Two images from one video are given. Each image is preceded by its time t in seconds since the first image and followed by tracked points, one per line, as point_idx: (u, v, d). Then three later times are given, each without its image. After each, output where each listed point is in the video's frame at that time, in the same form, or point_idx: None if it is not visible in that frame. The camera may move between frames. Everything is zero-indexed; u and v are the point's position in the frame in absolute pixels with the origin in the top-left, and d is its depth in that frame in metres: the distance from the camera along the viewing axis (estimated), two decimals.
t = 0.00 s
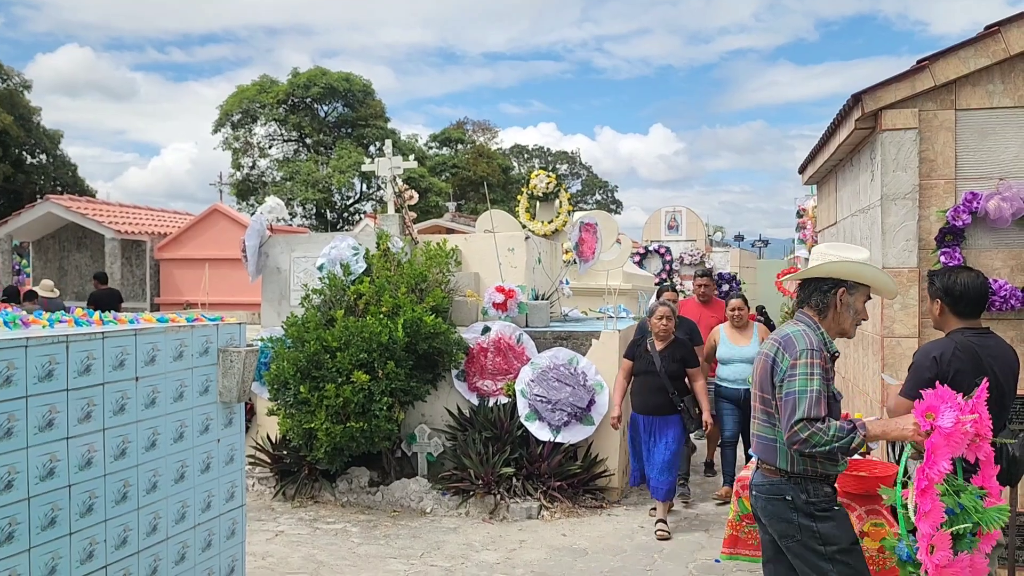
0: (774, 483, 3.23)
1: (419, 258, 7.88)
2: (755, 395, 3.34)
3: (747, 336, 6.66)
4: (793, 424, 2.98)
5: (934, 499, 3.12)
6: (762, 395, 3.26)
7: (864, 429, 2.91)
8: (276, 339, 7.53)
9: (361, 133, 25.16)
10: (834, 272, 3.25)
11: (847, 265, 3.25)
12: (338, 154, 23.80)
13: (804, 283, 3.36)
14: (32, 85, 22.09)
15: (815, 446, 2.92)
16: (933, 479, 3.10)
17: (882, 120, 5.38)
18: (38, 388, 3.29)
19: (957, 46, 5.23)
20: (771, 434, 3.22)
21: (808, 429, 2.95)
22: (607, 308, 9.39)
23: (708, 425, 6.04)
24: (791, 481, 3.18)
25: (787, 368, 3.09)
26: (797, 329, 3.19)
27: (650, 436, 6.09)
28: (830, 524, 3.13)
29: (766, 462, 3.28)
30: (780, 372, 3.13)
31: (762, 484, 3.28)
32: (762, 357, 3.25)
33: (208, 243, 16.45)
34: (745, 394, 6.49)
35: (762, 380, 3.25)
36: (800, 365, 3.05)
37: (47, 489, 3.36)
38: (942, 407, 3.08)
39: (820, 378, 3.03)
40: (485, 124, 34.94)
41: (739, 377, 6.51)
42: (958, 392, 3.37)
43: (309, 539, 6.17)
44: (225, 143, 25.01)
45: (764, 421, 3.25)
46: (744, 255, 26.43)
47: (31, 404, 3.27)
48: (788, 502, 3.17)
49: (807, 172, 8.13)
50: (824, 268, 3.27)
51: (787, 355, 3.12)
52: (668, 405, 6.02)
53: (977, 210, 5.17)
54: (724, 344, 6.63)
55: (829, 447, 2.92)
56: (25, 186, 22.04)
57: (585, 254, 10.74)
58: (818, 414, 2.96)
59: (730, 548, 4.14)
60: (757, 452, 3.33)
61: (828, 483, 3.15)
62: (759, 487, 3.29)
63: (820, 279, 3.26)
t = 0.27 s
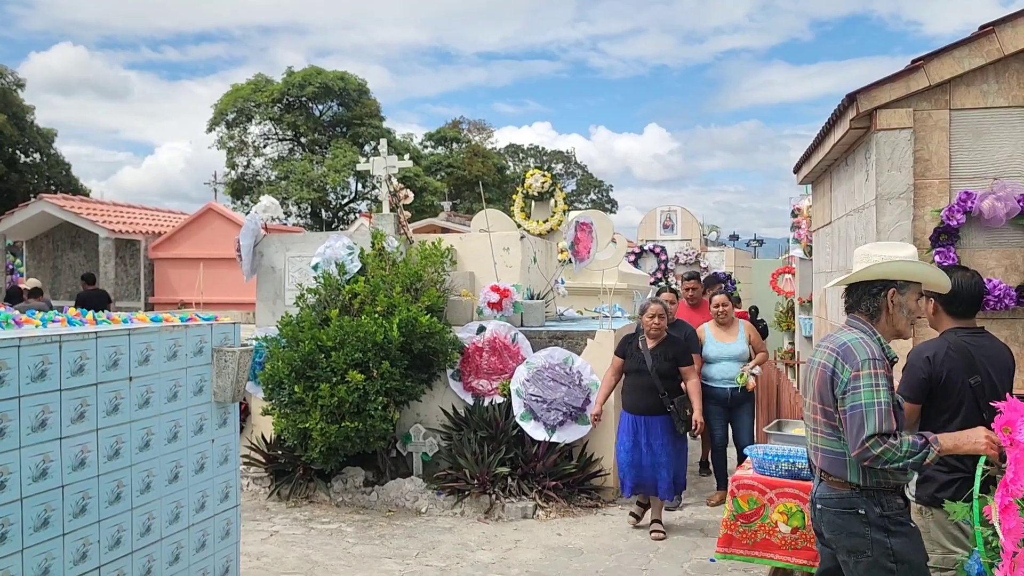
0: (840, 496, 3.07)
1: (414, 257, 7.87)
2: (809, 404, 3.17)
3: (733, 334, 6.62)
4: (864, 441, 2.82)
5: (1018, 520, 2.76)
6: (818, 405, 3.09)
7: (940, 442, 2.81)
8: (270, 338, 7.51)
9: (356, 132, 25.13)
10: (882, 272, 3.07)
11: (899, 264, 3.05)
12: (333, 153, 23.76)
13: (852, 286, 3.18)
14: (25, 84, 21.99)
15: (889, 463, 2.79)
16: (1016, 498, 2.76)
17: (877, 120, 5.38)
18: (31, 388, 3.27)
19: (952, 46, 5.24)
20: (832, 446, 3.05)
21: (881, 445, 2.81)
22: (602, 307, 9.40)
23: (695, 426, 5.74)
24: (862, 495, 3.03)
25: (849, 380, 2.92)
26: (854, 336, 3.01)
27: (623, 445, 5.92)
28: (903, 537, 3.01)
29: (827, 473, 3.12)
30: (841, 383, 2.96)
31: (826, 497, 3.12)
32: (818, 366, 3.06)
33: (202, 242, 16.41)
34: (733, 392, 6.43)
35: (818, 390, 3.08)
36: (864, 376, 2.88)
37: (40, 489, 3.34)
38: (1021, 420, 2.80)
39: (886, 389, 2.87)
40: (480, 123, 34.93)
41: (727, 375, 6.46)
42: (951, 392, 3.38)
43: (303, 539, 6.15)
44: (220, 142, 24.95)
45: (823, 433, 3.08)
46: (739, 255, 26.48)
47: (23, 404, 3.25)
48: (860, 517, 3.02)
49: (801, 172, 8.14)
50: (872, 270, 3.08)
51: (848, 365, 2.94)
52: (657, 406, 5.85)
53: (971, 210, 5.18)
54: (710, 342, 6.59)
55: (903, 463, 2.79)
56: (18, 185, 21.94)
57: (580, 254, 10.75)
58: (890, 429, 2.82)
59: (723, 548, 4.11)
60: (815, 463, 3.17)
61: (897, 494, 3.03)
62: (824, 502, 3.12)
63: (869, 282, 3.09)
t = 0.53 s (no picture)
0: (888, 493, 3.09)
1: (410, 257, 7.86)
2: (861, 399, 3.16)
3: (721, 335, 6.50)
4: (933, 441, 2.83)
5: None
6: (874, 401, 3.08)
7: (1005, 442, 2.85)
8: (265, 339, 7.49)
9: (351, 131, 25.10)
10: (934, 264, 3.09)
11: (962, 254, 3.07)
12: (328, 153, 23.72)
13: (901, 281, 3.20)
14: (18, 83, 21.90)
15: (957, 462, 2.81)
16: None
17: (871, 120, 5.39)
18: (24, 389, 3.26)
19: (946, 46, 5.25)
20: (887, 443, 3.06)
21: (950, 445, 2.82)
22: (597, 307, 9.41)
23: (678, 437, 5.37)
24: (912, 493, 3.04)
25: (912, 377, 2.92)
26: (912, 332, 3.01)
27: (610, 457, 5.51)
28: (945, 539, 3.02)
29: (875, 469, 3.13)
30: (901, 380, 2.96)
31: (873, 493, 3.13)
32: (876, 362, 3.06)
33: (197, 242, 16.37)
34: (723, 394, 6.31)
35: (874, 386, 3.08)
36: (929, 373, 2.88)
37: (34, 491, 3.32)
38: None
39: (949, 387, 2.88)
40: (475, 123, 34.92)
41: (717, 377, 6.36)
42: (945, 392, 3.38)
43: (298, 540, 6.14)
44: (215, 142, 24.89)
45: (878, 429, 3.08)
46: (734, 255, 26.53)
47: (17, 405, 3.23)
48: (906, 514, 3.04)
49: (796, 172, 8.16)
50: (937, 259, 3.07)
51: (909, 362, 2.95)
52: (643, 414, 5.45)
53: (966, 210, 5.20)
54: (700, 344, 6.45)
55: (970, 462, 2.82)
56: (11, 185, 21.87)
57: (575, 254, 10.75)
58: (957, 427, 2.84)
59: (718, 548, 4.11)
60: (865, 459, 3.17)
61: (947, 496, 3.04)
62: (870, 497, 3.14)
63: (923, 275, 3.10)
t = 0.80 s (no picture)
0: (942, 500, 3.06)
1: (405, 256, 7.85)
2: (913, 408, 3.13)
3: (718, 338, 6.22)
4: (1000, 449, 2.82)
5: None
6: (927, 410, 3.05)
7: None
8: (260, 338, 7.48)
9: (347, 130, 25.06)
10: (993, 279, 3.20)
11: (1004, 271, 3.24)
12: (324, 151, 23.68)
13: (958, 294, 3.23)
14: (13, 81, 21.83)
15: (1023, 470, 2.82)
16: None
17: (867, 119, 5.40)
18: (19, 388, 3.25)
19: (941, 45, 5.26)
20: (942, 453, 3.02)
21: (1015, 453, 2.82)
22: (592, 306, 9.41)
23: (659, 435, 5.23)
24: (967, 500, 3.02)
25: (971, 385, 2.91)
26: (966, 340, 3.01)
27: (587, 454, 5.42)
28: (996, 546, 3.03)
29: (928, 477, 3.09)
30: (959, 389, 2.95)
31: (926, 500, 3.10)
32: (931, 370, 3.03)
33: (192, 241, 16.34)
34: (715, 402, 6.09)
35: (928, 395, 3.05)
36: (989, 381, 2.89)
37: (28, 491, 3.31)
38: None
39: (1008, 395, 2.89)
40: (471, 122, 34.90)
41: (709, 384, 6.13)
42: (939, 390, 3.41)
43: (294, 539, 6.13)
44: (210, 141, 24.84)
45: (932, 438, 3.04)
46: (729, 254, 26.55)
47: (12, 404, 3.22)
48: (960, 521, 3.02)
49: (791, 170, 8.17)
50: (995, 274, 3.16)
51: (967, 369, 2.94)
52: (622, 415, 5.33)
53: (961, 209, 5.21)
54: (693, 347, 6.25)
55: None
56: (6, 184, 21.80)
57: (571, 252, 10.78)
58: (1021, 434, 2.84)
59: (713, 546, 4.12)
60: (916, 467, 3.13)
61: (1000, 504, 3.04)
62: (922, 505, 3.10)
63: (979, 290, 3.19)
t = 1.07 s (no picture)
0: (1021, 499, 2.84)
1: (401, 255, 7.85)
2: (981, 403, 2.92)
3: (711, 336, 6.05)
4: None
5: None
6: (1002, 401, 2.87)
7: None
8: (256, 337, 7.47)
9: (343, 129, 25.03)
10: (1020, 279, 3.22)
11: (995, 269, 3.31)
12: (320, 150, 23.65)
13: None
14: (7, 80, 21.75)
15: None
16: None
17: (862, 117, 5.40)
18: (14, 388, 3.24)
19: (936, 44, 5.27)
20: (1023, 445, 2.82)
21: None
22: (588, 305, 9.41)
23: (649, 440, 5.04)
24: None
25: None
26: None
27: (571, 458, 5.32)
28: None
29: (1004, 475, 2.87)
30: None
31: (1003, 500, 2.86)
32: (1005, 360, 2.87)
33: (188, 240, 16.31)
34: (706, 398, 5.93)
35: (1002, 385, 2.87)
36: None
37: (23, 490, 3.30)
38: None
39: None
40: (467, 121, 34.88)
41: (700, 379, 5.98)
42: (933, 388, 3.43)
43: (290, 538, 6.12)
44: (206, 140, 24.78)
45: (1011, 431, 2.84)
46: (725, 253, 26.58)
47: (6, 404, 3.21)
48: None
49: (787, 169, 8.18)
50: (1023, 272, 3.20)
51: None
52: (610, 420, 5.13)
53: (956, 208, 5.22)
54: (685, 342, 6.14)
55: None
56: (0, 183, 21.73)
57: (567, 251, 10.81)
58: None
59: (708, 544, 4.12)
60: (991, 465, 2.89)
61: None
62: (997, 506, 2.88)
63: None
